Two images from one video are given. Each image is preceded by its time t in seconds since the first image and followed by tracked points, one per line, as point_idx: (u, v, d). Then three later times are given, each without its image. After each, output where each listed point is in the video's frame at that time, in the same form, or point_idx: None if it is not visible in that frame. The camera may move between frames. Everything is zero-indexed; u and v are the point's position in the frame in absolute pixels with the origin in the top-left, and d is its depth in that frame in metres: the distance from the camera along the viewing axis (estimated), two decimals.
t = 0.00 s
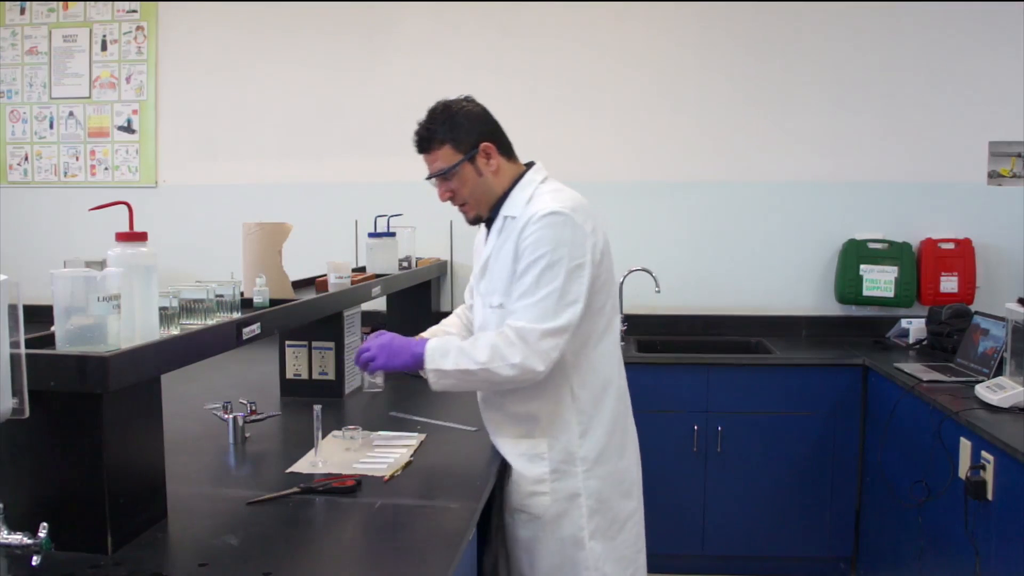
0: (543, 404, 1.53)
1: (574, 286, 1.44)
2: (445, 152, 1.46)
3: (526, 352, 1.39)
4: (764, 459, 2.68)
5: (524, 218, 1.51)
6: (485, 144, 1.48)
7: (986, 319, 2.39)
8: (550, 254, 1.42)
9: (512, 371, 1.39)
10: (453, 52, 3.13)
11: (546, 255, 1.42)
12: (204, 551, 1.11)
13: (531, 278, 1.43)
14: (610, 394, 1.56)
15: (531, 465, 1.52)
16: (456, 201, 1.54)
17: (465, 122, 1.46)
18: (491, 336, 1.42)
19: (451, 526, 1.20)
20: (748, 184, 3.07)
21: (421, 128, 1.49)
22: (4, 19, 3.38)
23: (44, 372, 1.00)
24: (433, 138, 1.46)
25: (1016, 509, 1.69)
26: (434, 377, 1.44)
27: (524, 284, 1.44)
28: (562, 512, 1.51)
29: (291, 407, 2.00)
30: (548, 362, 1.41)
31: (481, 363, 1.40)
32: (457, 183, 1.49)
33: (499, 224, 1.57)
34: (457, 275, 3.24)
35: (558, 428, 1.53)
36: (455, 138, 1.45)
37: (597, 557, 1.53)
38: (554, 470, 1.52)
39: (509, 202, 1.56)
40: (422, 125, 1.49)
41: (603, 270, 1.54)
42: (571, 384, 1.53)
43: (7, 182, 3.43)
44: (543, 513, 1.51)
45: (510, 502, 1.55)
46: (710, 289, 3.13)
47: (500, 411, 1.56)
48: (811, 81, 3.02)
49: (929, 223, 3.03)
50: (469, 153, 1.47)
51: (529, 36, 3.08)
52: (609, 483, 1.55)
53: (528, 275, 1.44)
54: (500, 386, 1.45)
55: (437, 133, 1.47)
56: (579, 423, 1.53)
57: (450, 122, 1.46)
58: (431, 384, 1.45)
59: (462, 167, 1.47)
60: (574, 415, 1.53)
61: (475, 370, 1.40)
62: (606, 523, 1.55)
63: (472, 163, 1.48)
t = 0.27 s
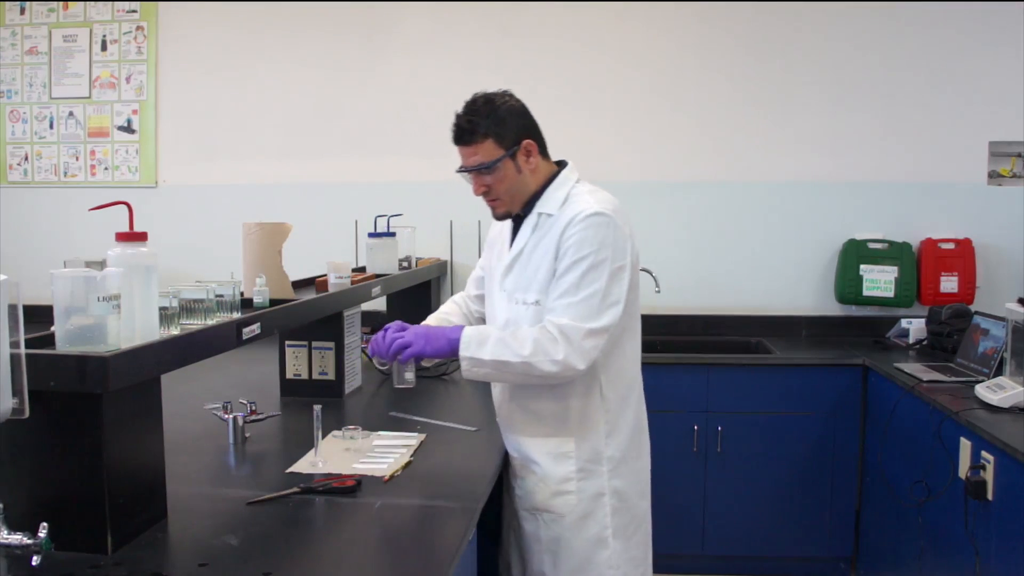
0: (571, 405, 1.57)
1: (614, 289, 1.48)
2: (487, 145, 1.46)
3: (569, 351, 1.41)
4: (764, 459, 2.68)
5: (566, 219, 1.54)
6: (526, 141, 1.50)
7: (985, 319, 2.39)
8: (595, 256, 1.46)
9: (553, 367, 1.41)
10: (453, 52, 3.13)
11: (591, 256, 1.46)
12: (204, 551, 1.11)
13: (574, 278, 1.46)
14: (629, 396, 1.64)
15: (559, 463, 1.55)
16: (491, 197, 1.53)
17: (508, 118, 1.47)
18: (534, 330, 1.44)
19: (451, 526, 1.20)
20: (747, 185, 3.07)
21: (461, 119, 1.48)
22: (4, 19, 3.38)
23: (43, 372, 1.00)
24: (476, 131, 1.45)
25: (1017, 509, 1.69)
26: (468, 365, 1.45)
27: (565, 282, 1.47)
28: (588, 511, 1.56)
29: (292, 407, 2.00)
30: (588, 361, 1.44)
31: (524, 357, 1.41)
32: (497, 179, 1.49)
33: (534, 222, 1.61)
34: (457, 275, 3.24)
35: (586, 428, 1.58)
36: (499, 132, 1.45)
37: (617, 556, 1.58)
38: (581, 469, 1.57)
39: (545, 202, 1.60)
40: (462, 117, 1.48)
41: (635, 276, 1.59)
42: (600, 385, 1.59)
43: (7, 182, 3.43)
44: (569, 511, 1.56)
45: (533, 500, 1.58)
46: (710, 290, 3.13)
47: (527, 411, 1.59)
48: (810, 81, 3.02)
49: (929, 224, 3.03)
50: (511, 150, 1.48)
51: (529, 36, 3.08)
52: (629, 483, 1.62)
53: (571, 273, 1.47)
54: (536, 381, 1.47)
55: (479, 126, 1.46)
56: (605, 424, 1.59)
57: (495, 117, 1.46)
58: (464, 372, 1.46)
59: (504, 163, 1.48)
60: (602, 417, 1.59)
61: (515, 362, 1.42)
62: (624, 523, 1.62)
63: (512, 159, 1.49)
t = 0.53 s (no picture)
0: (584, 405, 1.57)
1: (634, 293, 1.49)
2: (516, 142, 1.45)
3: (590, 351, 1.42)
4: (764, 459, 2.68)
5: (590, 221, 1.55)
6: (555, 139, 1.51)
7: (986, 319, 2.39)
8: (619, 259, 1.47)
9: (573, 366, 1.41)
10: (453, 52, 3.13)
11: (615, 258, 1.47)
12: (204, 550, 1.11)
13: (596, 278, 1.47)
14: (639, 398, 1.65)
15: (570, 463, 1.56)
16: (516, 193, 1.53)
17: (538, 115, 1.47)
18: (555, 328, 1.44)
19: (451, 525, 1.20)
20: (747, 185, 3.07)
21: (490, 114, 1.47)
22: (4, 19, 3.38)
23: (43, 372, 1.00)
24: (506, 127, 1.45)
25: (1017, 509, 1.69)
26: (485, 359, 1.44)
27: (587, 283, 1.47)
28: (597, 512, 1.57)
29: (291, 407, 2.00)
30: (606, 361, 1.44)
31: (544, 354, 1.41)
32: (524, 176, 1.49)
33: (554, 222, 1.61)
34: (457, 275, 3.24)
35: (598, 429, 1.58)
36: (529, 130, 1.45)
37: (622, 557, 1.59)
38: (591, 470, 1.57)
39: (565, 202, 1.61)
40: (491, 112, 1.47)
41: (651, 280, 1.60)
42: (613, 386, 1.59)
43: (7, 182, 3.42)
44: (578, 511, 1.56)
45: (541, 499, 1.58)
46: (710, 290, 3.12)
47: (540, 409, 1.59)
48: (810, 81, 3.02)
49: (929, 224, 3.03)
50: (540, 148, 1.48)
51: (528, 36, 3.08)
52: (635, 484, 1.63)
53: (593, 273, 1.48)
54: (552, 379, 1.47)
55: (509, 122, 1.45)
56: (617, 425, 1.60)
57: (526, 114, 1.45)
58: (479, 366, 1.46)
59: (533, 161, 1.48)
60: (614, 417, 1.59)
61: (535, 359, 1.42)
62: (629, 524, 1.62)
63: (540, 157, 1.49)
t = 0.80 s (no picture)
0: (590, 405, 1.57)
1: (641, 295, 1.50)
2: (527, 140, 1.45)
3: (597, 350, 1.41)
4: (764, 459, 2.68)
5: (599, 221, 1.55)
6: (565, 139, 1.51)
7: (986, 319, 2.39)
8: (628, 260, 1.47)
9: (580, 366, 1.41)
10: (453, 52, 3.13)
11: (624, 259, 1.47)
12: (204, 551, 1.11)
13: (604, 278, 1.47)
14: (643, 399, 1.65)
15: (575, 462, 1.56)
16: (525, 192, 1.53)
17: (549, 114, 1.47)
18: (563, 327, 1.44)
19: (451, 526, 1.20)
20: (748, 185, 3.07)
21: (501, 112, 1.47)
22: (4, 19, 3.38)
23: (44, 372, 1.00)
24: (518, 125, 1.45)
25: (1017, 509, 1.69)
26: (490, 357, 1.44)
27: (596, 283, 1.47)
28: (601, 512, 1.57)
29: (291, 407, 2.00)
30: (613, 362, 1.44)
31: (551, 353, 1.41)
32: (534, 175, 1.49)
33: (562, 221, 1.62)
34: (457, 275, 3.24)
35: (602, 429, 1.58)
36: (540, 129, 1.45)
37: (625, 558, 1.59)
38: (596, 470, 1.57)
39: (574, 202, 1.61)
40: (503, 110, 1.47)
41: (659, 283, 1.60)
42: (618, 386, 1.59)
43: (7, 182, 3.42)
44: (581, 511, 1.56)
45: (544, 499, 1.58)
46: (710, 290, 3.12)
47: (545, 409, 1.59)
48: (810, 81, 3.01)
49: (929, 224, 3.03)
50: (550, 148, 1.48)
51: (529, 36, 3.08)
52: (637, 485, 1.63)
53: (601, 273, 1.48)
54: (558, 377, 1.46)
55: (521, 121, 1.45)
56: (621, 425, 1.60)
57: (536, 113, 1.45)
58: (485, 363, 1.45)
59: (543, 159, 1.48)
60: (619, 418, 1.59)
61: (542, 358, 1.41)
62: (631, 525, 1.62)
63: (550, 156, 1.50)
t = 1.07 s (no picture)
0: (592, 405, 1.57)
1: (644, 296, 1.49)
2: (532, 140, 1.46)
3: (599, 351, 1.41)
4: (764, 459, 2.68)
5: (603, 222, 1.55)
6: (570, 139, 1.51)
7: (986, 319, 2.39)
8: (631, 261, 1.47)
9: (582, 367, 1.41)
10: (453, 52, 3.13)
11: (628, 260, 1.47)
12: (204, 551, 1.11)
13: (607, 279, 1.46)
14: (646, 399, 1.65)
15: (576, 462, 1.56)
16: (529, 190, 1.53)
17: (554, 114, 1.47)
18: (565, 327, 1.44)
19: (452, 526, 1.20)
20: (748, 184, 3.07)
21: (507, 111, 1.47)
22: (4, 19, 3.38)
23: (44, 372, 1.00)
24: (522, 124, 1.45)
25: (1017, 509, 1.69)
26: (493, 356, 1.44)
27: (599, 283, 1.47)
28: (602, 512, 1.57)
29: (291, 407, 2.00)
30: (615, 362, 1.44)
31: (554, 353, 1.41)
32: (538, 174, 1.50)
33: (567, 221, 1.62)
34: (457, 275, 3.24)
35: (604, 428, 1.58)
36: (545, 128, 1.45)
37: (626, 558, 1.59)
38: (597, 469, 1.57)
39: (579, 202, 1.61)
40: (508, 109, 1.47)
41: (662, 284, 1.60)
42: (621, 386, 1.59)
43: (7, 182, 3.42)
44: (582, 511, 1.56)
45: (546, 498, 1.58)
46: (710, 289, 3.12)
47: (548, 408, 1.59)
48: (810, 81, 3.01)
49: (929, 224, 3.03)
50: (555, 147, 1.48)
51: (529, 36, 3.08)
52: (639, 486, 1.63)
53: (604, 274, 1.47)
54: (560, 377, 1.46)
55: (526, 120, 1.45)
56: (623, 425, 1.60)
57: (542, 112, 1.45)
58: (487, 362, 1.46)
59: (548, 159, 1.48)
60: (621, 418, 1.59)
61: (544, 357, 1.41)
62: (632, 526, 1.62)
63: (555, 156, 1.49)
